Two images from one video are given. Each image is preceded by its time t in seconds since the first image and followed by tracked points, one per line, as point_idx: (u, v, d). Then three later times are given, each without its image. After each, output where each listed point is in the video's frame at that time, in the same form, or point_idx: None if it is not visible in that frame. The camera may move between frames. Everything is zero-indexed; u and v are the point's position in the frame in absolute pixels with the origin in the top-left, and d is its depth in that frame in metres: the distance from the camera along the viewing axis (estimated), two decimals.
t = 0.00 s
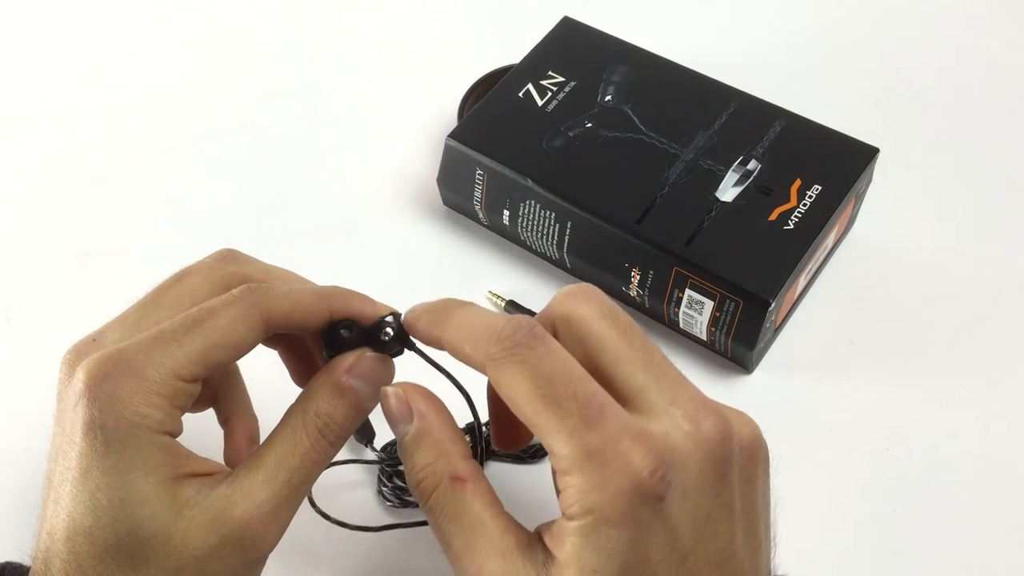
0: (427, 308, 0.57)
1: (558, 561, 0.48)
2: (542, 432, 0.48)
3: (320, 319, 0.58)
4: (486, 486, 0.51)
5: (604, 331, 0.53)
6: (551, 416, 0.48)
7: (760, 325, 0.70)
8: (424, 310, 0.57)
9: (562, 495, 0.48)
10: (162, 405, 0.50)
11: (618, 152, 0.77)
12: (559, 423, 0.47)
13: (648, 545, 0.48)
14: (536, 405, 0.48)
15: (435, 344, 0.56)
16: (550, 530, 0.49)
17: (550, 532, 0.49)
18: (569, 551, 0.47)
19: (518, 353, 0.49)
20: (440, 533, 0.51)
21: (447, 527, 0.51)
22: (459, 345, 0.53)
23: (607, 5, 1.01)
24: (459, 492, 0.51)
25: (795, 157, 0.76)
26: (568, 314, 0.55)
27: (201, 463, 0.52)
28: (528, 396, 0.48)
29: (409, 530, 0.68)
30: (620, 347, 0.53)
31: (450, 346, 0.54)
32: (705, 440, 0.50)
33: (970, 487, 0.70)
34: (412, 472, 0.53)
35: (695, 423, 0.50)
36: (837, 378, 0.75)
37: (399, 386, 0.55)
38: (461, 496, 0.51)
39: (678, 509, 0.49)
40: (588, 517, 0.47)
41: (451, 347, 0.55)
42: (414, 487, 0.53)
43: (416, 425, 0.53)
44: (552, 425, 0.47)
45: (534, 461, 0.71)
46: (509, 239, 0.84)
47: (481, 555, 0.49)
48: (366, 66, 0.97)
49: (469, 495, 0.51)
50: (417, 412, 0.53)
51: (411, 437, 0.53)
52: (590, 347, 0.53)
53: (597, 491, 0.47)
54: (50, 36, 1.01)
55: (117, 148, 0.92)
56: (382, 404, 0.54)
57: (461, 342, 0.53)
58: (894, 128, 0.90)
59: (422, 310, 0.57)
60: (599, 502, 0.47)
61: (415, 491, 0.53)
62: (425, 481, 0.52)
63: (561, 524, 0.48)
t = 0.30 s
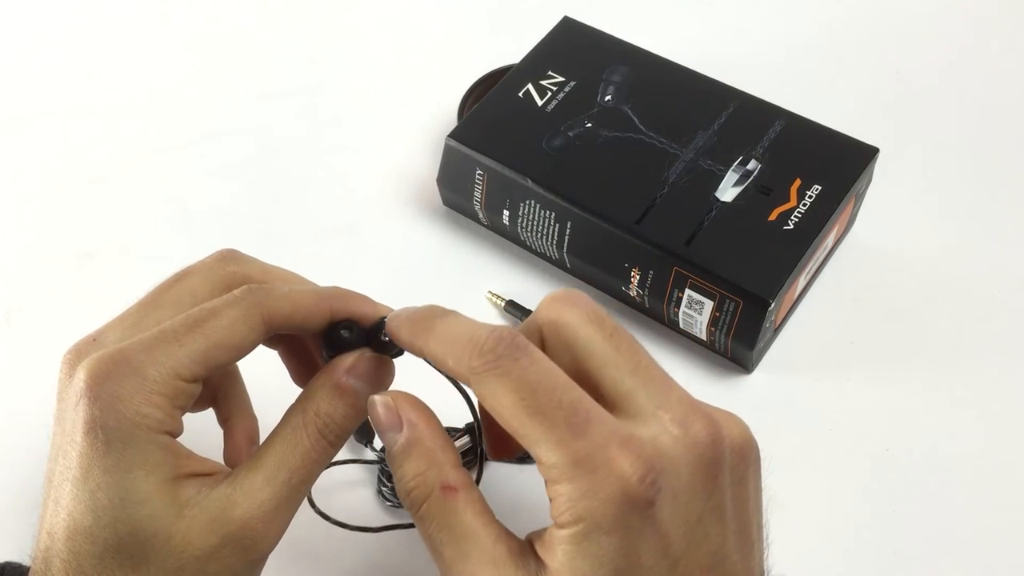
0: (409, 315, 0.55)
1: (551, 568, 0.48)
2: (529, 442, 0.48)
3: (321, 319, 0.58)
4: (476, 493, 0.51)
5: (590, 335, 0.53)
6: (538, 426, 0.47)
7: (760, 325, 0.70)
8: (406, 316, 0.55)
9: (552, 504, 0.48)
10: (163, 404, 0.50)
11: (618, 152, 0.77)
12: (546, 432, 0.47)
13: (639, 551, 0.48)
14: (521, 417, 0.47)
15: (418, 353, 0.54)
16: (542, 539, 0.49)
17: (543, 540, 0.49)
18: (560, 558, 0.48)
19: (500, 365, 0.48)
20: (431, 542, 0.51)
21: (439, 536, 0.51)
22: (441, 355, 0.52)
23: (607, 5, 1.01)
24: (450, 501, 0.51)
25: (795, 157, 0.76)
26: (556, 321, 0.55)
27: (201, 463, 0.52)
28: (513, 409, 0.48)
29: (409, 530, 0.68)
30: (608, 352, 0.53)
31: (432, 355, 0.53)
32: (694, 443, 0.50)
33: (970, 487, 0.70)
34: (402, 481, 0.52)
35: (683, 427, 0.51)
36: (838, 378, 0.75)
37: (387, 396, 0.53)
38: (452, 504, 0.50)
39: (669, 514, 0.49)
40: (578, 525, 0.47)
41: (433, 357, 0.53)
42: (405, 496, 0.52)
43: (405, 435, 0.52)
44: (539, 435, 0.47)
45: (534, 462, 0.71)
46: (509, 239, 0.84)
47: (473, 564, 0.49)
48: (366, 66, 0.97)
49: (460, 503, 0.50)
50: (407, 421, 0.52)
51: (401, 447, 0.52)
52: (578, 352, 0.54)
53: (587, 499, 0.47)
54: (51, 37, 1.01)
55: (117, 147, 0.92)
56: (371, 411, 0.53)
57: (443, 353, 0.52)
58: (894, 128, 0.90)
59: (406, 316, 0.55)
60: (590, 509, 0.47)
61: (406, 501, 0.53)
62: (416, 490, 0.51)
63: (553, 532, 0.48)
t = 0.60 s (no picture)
0: (404, 339, 0.54)
1: None
2: (534, 460, 0.47)
3: (319, 317, 0.58)
4: (480, 500, 0.51)
5: (596, 342, 0.54)
6: (542, 444, 0.47)
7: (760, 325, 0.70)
8: (401, 341, 0.54)
9: (560, 518, 0.48)
10: (159, 403, 0.50)
11: (618, 152, 0.77)
12: (551, 449, 0.47)
13: (649, 563, 0.48)
14: (525, 436, 0.47)
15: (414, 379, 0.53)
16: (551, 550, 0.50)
17: (552, 551, 0.50)
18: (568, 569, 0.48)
19: (499, 385, 0.48)
20: (435, 549, 0.51)
21: (442, 544, 0.51)
22: (440, 380, 0.51)
23: (607, 5, 1.01)
24: (454, 509, 0.50)
25: (795, 157, 0.76)
26: (561, 328, 0.55)
27: (199, 461, 0.52)
28: (517, 429, 0.48)
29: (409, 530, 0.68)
30: (613, 359, 0.53)
31: (429, 380, 0.52)
32: (702, 452, 0.50)
33: (971, 488, 0.70)
34: (404, 487, 0.52)
35: (692, 436, 0.50)
36: (838, 378, 0.75)
37: (391, 399, 0.54)
38: (457, 511, 0.50)
39: (677, 525, 0.48)
40: (587, 539, 0.47)
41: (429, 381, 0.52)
42: (407, 503, 0.52)
43: (410, 441, 0.52)
44: (544, 452, 0.47)
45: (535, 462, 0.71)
46: (509, 239, 0.84)
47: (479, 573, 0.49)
48: (366, 66, 0.97)
49: (466, 510, 0.50)
50: (412, 424, 0.53)
51: (404, 454, 0.52)
52: (583, 359, 0.54)
53: (595, 514, 0.47)
54: (50, 36, 1.01)
55: (117, 147, 0.92)
56: (377, 415, 0.54)
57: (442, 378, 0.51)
58: (894, 128, 0.90)
59: (399, 340, 0.54)
60: (598, 524, 0.47)
61: (407, 507, 0.52)
62: (419, 498, 0.51)
63: (561, 544, 0.48)
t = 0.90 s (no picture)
0: (427, 331, 0.56)
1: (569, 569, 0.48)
2: (550, 447, 0.48)
3: (319, 319, 0.58)
4: (494, 491, 0.51)
5: (614, 335, 0.54)
6: (558, 431, 0.47)
7: (759, 325, 0.70)
8: (423, 334, 0.56)
9: (575, 508, 0.48)
10: (159, 404, 0.50)
11: (618, 152, 0.77)
12: (567, 437, 0.47)
13: (662, 559, 0.48)
14: (542, 423, 0.48)
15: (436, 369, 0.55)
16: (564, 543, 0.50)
17: (564, 543, 0.49)
18: (579, 560, 0.48)
19: (518, 373, 0.49)
20: (444, 538, 0.51)
21: (453, 533, 0.50)
22: (461, 370, 0.52)
23: (607, 5, 1.01)
24: (467, 499, 0.50)
25: (795, 157, 0.76)
26: (581, 321, 0.55)
27: (199, 462, 0.52)
28: (533, 417, 0.48)
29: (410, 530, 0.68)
30: (631, 353, 0.53)
31: (450, 371, 0.53)
32: (720, 448, 0.50)
33: (971, 487, 0.70)
34: (418, 472, 0.51)
35: (711, 432, 0.50)
36: (838, 378, 0.75)
37: (410, 380, 0.54)
38: (471, 500, 0.50)
39: (691, 521, 0.48)
40: (601, 530, 0.47)
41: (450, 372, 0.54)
42: (419, 489, 0.52)
43: (426, 427, 0.52)
44: (560, 440, 0.47)
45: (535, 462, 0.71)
46: (509, 239, 0.84)
47: (490, 565, 0.49)
48: (366, 66, 0.97)
49: (479, 499, 0.50)
50: (429, 410, 0.53)
51: (421, 439, 0.52)
52: (602, 353, 0.54)
53: (610, 504, 0.47)
54: (50, 36, 1.02)
55: (116, 147, 0.92)
56: (395, 401, 0.54)
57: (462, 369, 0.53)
58: (894, 128, 0.89)
59: (423, 332, 0.56)
60: (613, 515, 0.47)
61: (419, 493, 0.52)
62: (433, 483, 0.51)
63: (574, 535, 0.48)
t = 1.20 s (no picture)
0: (415, 325, 0.54)
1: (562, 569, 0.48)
2: (541, 445, 0.47)
3: (320, 319, 0.58)
4: (486, 494, 0.51)
5: (602, 333, 0.54)
6: (549, 428, 0.47)
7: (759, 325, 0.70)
8: (411, 328, 0.54)
9: (565, 506, 0.48)
10: (160, 404, 0.50)
11: (618, 152, 0.77)
12: (557, 433, 0.47)
13: (654, 555, 0.48)
14: (532, 421, 0.47)
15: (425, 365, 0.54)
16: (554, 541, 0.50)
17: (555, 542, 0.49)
18: (570, 559, 0.48)
19: (508, 371, 0.48)
20: (438, 543, 0.50)
21: (446, 537, 0.50)
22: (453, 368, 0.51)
23: (608, 5, 1.01)
24: (460, 502, 0.50)
25: (795, 157, 0.76)
26: (566, 321, 0.55)
27: (199, 462, 0.52)
28: (524, 415, 0.48)
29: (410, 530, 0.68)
30: (619, 350, 0.53)
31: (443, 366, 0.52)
32: (708, 443, 0.50)
33: (971, 488, 0.70)
34: (409, 479, 0.51)
35: (699, 428, 0.51)
36: (837, 377, 0.75)
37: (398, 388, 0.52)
38: (464, 505, 0.50)
39: (683, 517, 0.48)
40: (592, 527, 0.47)
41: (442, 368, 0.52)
42: (410, 495, 0.51)
43: (417, 431, 0.51)
44: (551, 436, 0.47)
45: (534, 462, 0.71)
46: (509, 239, 0.84)
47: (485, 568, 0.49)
48: (367, 67, 0.97)
49: (472, 503, 0.50)
50: (418, 416, 0.51)
51: (411, 445, 0.51)
52: (591, 351, 0.54)
53: (601, 500, 0.47)
54: (51, 36, 1.02)
55: (117, 147, 0.92)
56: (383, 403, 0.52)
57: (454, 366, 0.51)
58: (894, 128, 0.89)
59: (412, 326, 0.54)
60: (603, 511, 0.47)
61: (410, 499, 0.51)
62: (425, 490, 0.50)
63: (565, 533, 0.48)
